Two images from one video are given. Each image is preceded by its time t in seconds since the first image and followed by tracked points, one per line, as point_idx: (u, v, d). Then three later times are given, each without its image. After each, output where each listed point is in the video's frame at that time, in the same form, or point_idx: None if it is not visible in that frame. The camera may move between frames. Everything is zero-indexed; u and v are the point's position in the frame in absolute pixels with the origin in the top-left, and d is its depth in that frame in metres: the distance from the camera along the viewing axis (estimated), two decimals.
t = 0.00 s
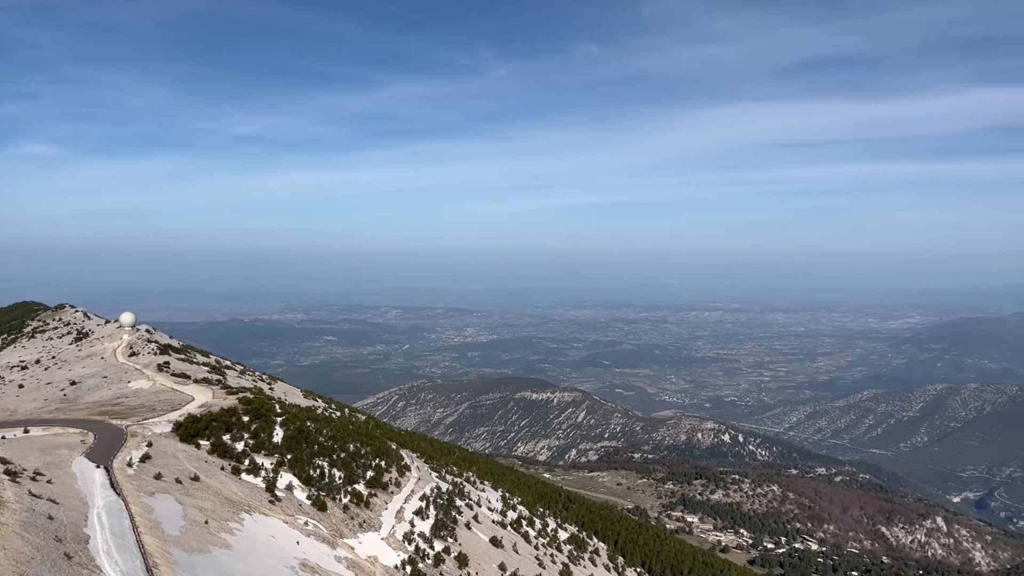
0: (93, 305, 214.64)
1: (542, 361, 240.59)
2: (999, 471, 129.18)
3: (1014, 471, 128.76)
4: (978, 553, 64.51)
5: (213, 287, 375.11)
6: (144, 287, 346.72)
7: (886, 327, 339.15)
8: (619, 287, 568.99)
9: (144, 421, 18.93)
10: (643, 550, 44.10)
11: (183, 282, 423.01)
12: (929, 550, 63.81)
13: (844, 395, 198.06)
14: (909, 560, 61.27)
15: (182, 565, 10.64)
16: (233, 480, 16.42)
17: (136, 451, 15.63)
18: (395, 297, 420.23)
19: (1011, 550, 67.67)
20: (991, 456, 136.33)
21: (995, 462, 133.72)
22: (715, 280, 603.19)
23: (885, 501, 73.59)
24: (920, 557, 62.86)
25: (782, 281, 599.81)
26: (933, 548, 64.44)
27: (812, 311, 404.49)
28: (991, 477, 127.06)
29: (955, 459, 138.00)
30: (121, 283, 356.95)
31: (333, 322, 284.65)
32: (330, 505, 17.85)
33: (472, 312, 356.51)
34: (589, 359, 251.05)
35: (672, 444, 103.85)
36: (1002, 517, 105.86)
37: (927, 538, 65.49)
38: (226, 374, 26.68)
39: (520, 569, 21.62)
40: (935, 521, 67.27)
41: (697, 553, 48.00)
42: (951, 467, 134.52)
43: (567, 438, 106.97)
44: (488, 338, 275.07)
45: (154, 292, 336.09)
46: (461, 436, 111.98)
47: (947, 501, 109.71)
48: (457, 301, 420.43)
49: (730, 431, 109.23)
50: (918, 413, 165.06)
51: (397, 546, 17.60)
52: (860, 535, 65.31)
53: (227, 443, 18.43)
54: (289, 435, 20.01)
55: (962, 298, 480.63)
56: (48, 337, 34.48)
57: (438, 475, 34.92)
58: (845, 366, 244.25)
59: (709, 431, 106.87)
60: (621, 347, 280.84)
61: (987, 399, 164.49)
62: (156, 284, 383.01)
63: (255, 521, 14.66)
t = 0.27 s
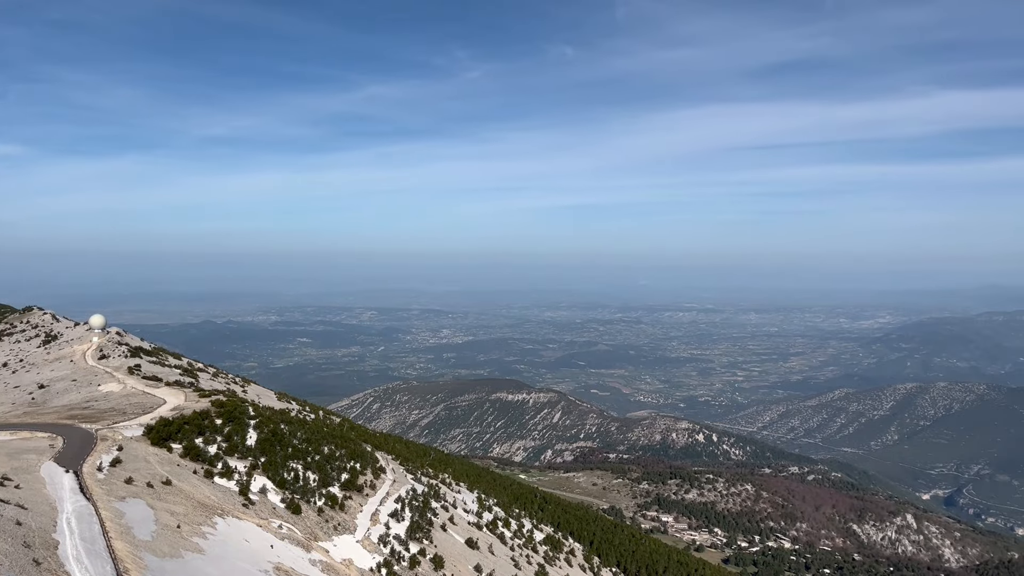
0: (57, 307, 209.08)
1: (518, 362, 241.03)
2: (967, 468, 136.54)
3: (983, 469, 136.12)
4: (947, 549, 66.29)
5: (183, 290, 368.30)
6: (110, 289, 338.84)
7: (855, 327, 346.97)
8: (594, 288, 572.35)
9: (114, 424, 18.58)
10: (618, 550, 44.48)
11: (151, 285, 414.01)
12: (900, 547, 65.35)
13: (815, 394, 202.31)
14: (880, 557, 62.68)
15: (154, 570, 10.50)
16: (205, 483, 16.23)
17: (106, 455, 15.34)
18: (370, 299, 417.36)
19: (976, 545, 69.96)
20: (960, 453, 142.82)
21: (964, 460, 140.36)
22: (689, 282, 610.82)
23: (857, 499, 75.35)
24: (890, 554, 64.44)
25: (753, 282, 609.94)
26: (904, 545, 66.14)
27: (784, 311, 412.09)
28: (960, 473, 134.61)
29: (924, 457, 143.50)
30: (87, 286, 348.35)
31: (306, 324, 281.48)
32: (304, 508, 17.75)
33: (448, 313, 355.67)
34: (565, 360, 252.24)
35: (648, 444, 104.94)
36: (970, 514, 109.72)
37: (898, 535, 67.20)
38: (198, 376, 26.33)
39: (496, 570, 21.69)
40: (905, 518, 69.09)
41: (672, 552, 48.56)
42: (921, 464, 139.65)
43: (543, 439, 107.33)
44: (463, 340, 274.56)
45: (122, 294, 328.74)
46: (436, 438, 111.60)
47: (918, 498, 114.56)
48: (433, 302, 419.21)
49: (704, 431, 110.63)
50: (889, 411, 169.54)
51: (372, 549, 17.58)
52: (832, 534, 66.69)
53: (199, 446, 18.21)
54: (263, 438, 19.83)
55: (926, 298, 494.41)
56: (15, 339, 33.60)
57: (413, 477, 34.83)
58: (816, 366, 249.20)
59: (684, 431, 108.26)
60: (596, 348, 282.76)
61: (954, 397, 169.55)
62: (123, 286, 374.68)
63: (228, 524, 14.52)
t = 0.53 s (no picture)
0: (20, 309, 203.11)
1: (493, 363, 241.09)
2: (935, 466, 140.91)
3: (950, 466, 140.14)
4: (916, 546, 68.55)
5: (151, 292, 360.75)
6: (75, 290, 330.30)
7: (825, 327, 354.19)
8: (569, 289, 574.34)
9: (83, 428, 18.20)
10: (593, 550, 44.86)
11: (117, 286, 403.62)
12: (871, 545, 67.45)
13: (787, 394, 206.32)
14: (851, 554, 64.35)
15: None
16: (176, 488, 16.01)
17: (74, 460, 15.03)
18: (344, 301, 413.59)
19: (944, 541, 72.34)
20: (928, 451, 147.20)
21: (933, 457, 144.63)
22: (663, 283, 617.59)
23: (830, 497, 77.30)
24: (861, 551, 66.25)
25: (726, 283, 619.37)
26: (873, 542, 68.13)
27: (756, 311, 419.11)
28: (929, 471, 138.86)
29: (894, 454, 147.88)
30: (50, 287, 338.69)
31: (279, 326, 277.86)
32: (277, 511, 17.64)
33: (423, 315, 354.31)
34: (540, 361, 253.10)
35: (622, 444, 105.88)
36: (939, 510, 114.69)
37: (868, 533, 69.18)
38: (169, 379, 25.82)
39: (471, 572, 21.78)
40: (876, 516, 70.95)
41: (646, 552, 49.15)
42: (890, 462, 143.70)
43: (518, 440, 107.48)
44: (438, 341, 273.66)
45: (88, 295, 320.68)
46: (411, 440, 111.02)
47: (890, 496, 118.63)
48: (408, 303, 417.04)
49: (678, 431, 111.90)
50: (859, 410, 173.64)
51: (347, 552, 17.55)
52: (805, 532, 68.33)
53: (170, 450, 17.95)
54: (235, 441, 19.62)
55: (893, 298, 506.95)
56: None
57: (388, 479, 34.70)
58: (788, 366, 253.93)
59: (658, 431, 109.46)
60: (570, 348, 284.02)
61: (924, 396, 174.22)
62: (89, 287, 365.48)
63: (199, 529, 14.33)
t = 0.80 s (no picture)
0: None
1: (467, 365, 240.89)
2: (903, 464, 145.61)
3: (917, 464, 144.80)
4: (886, 543, 70.45)
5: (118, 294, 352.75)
6: (38, 292, 321.37)
7: (796, 328, 361.27)
8: (544, 291, 576.18)
9: (49, 433, 17.82)
10: (568, 551, 45.13)
11: (82, 288, 393.85)
12: (841, 541, 69.16)
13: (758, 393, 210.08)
14: (822, 552, 65.77)
15: None
16: (146, 492, 15.78)
17: (40, 465, 14.74)
18: (317, 302, 409.31)
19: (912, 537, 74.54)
20: (896, 449, 151.93)
21: (901, 456, 149.38)
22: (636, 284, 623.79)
23: (801, 495, 79.06)
24: (832, 548, 67.89)
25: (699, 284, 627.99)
26: (844, 539, 69.71)
27: (728, 312, 425.61)
28: (896, 469, 143.07)
29: (863, 452, 152.08)
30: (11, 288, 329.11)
31: (252, 327, 273.94)
32: (249, 515, 17.48)
33: (397, 316, 352.46)
34: (514, 362, 253.65)
35: (596, 444, 106.65)
36: (908, 507, 119.20)
37: (838, 530, 70.71)
38: (139, 382, 25.33)
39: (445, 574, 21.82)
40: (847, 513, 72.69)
41: (620, 552, 49.66)
42: (860, 461, 147.88)
43: (492, 441, 107.53)
44: (411, 343, 272.41)
45: (51, 297, 312.16)
46: (385, 442, 110.31)
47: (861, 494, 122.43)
48: (382, 305, 414.39)
49: (652, 431, 113.05)
50: (829, 409, 177.66)
51: (320, 555, 17.45)
52: (777, 530, 69.83)
53: (140, 454, 17.66)
54: (206, 444, 19.39)
55: (861, 299, 519.33)
56: None
57: (361, 482, 34.51)
58: (759, 366, 258.51)
59: (632, 431, 110.48)
60: (545, 349, 285.14)
61: (892, 395, 178.95)
62: (52, 289, 355.79)
63: (170, 534, 14.17)
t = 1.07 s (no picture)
0: None
1: (440, 366, 240.34)
2: (871, 462, 149.74)
3: (885, 462, 149.10)
4: (855, 540, 72.25)
5: (83, 296, 343.87)
6: None
7: (766, 328, 368.19)
8: (518, 292, 577.24)
9: (12, 437, 17.39)
10: (541, 552, 45.39)
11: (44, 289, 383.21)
12: (811, 539, 70.68)
13: (729, 393, 213.65)
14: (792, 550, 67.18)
15: None
16: (114, 496, 15.53)
17: (3, 471, 14.38)
18: (289, 304, 404.25)
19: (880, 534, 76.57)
20: (864, 448, 156.07)
21: (869, 454, 153.71)
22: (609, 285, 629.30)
23: (771, 494, 80.83)
24: (802, 546, 69.42)
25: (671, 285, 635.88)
26: (814, 537, 71.16)
27: (700, 313, 431.60)
28: (865, 468, 147.01)
29: (832, 452, 155.96)
30: None
31: (222, 330, 269.55)
32: (220, 518, 17.31)
33: (370, 318, 349.96)
34: (488, 363, 253.80)
35: (570, 445, 107.29)
36: (875, 505, 122.58)
37: (809, 528, 72.22)
38: (106, 385, 24.81)
39: None
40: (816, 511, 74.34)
41: (594, 552, 50.16)
42: (830, 460, 151.69)
43: (466, 443, 107.39)
44: (384, 344, 270.75)
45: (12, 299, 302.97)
46: (358, 444, 109.48)
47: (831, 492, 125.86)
48: (355, 307, 411.13)
49: (625, 432, 114.06)
50: (799, 408, 181.51)
51: (292, 559, 17.35)
52: (748, 528, 71.29)
53: (107, 458, 17.35)
54: (176, 448, 19.12)
55: (829, 300, 531.18)
56: None
57: (334, 484, 34.28)
58: (730, 366, 262.97)
59: (605, 432, 111.38)
60: (519, 351, 285.87)
61: (861, 395, 183.41)
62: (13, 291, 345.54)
63: (139, 539, 13.98)
